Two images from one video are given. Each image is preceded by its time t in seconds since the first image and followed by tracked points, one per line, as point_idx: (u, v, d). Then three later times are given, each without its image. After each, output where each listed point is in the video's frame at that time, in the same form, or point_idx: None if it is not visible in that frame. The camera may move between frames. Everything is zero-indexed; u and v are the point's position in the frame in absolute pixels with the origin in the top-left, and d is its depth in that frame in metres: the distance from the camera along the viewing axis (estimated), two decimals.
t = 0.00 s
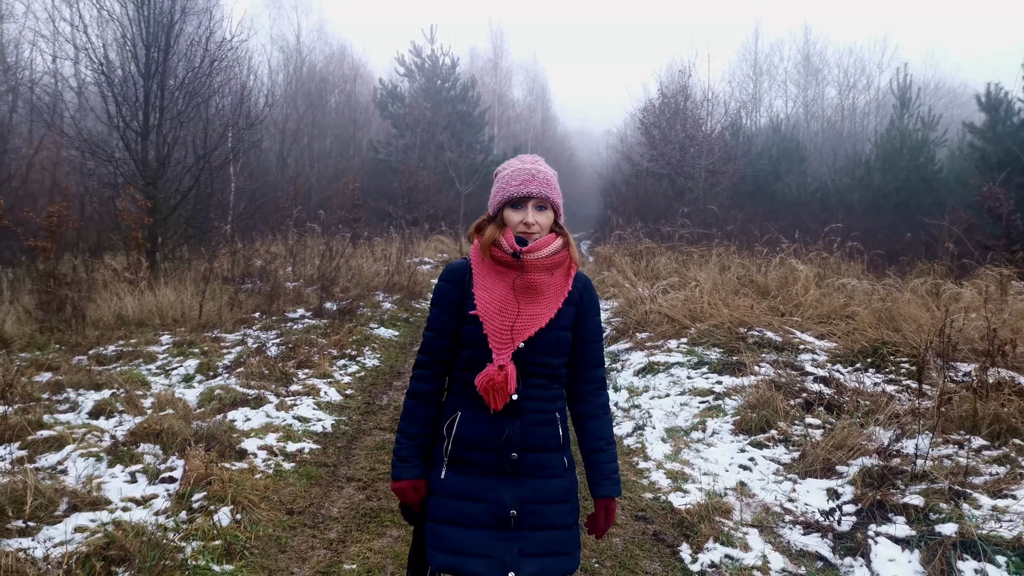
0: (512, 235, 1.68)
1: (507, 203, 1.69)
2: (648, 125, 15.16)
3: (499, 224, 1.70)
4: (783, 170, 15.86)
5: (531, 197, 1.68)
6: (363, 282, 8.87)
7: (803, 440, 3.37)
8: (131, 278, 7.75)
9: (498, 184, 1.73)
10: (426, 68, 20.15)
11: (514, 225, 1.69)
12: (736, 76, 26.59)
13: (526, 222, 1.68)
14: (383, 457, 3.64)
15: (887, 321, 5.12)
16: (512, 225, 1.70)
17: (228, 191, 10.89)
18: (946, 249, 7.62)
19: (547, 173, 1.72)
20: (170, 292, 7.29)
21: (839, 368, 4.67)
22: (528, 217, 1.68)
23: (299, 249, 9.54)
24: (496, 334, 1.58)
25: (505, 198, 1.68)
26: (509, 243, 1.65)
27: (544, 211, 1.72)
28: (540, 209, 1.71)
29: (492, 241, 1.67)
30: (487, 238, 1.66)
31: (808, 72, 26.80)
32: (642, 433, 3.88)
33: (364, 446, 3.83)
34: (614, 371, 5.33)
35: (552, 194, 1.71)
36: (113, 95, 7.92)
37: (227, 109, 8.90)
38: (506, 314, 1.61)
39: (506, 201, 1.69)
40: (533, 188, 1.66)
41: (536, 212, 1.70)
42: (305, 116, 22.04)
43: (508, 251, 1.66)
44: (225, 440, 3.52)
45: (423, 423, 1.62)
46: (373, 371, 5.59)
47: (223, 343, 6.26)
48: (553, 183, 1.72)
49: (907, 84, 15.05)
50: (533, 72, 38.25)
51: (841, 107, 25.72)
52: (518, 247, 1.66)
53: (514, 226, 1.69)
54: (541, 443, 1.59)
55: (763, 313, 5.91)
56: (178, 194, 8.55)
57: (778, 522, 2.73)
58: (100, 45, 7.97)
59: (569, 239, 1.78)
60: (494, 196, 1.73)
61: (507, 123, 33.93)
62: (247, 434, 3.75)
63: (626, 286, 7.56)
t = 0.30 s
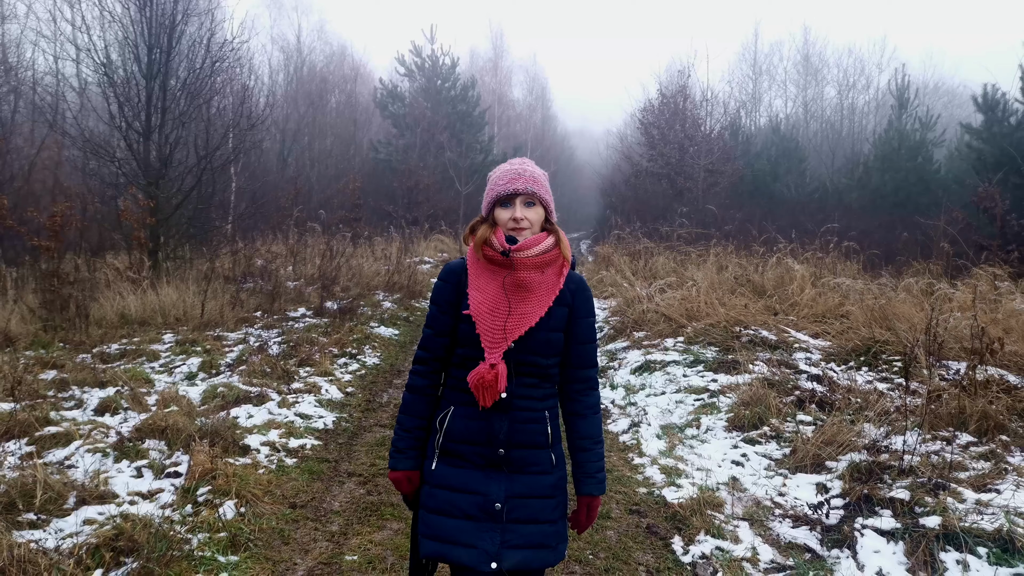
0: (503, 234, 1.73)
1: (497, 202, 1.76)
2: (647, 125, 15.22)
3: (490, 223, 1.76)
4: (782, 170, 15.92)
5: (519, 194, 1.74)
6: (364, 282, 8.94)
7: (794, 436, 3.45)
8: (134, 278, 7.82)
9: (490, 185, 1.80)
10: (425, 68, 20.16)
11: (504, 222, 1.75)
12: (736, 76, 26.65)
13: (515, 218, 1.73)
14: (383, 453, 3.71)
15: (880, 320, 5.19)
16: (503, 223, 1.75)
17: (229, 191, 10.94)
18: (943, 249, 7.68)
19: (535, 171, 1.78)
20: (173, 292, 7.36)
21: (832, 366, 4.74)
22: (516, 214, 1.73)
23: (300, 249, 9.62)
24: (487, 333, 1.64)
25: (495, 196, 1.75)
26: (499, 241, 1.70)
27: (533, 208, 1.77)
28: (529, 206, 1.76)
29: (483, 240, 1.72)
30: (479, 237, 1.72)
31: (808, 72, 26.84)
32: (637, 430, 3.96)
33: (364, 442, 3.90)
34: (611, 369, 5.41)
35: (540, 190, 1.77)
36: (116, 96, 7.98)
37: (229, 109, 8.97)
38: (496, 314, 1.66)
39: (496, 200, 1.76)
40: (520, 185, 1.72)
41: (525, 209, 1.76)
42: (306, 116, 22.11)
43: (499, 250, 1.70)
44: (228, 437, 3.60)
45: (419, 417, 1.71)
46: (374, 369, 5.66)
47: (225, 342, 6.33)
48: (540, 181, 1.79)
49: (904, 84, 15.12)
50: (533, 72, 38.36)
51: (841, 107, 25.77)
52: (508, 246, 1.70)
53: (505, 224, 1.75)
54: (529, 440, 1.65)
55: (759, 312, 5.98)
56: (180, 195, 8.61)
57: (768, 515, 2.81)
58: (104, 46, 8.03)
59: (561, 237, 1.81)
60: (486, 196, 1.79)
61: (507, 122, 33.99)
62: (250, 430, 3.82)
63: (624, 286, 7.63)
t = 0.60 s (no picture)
0: (492, 239, 1.79)
1: (488, 207, 1.82)
2: (647, 126, 15.26)
3: (481, 229, 1.83)
4: (780, 171, 15.97)
5: (509, 198, 1.80)
6: (364, 281, 9.00)
7: (787, 432, 3.52)
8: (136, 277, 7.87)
9: (481, 191, 1.86)
10: (425, 68, 20.15)
11: (494, 227, 1.80)
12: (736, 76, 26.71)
13: (505, 222, 1.79)
14: (383, 449, 3.78)
15: (874, 320, 5.25)
16: (493, 228, 1.81)
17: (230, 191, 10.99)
18: (938, 249, 7.74)
19: (526, 177, 1.83)
20: (174, 291, 7.42)
21: (826, 365, 4.80)
22: (506, 218, 1.79)
23: (301, 249, 9.68)
24: (477, 338, 1.70)
25: (486, 201, 1.81)
26: (488, 247, 1.76)
27: (523, 213, 1.82)
28: (519, 211, 1.82)
29: (473, 246, 1.78)
30: (469, 243, 1.78)
31: (807, 72, 26.90)
32: (633, 426, 4.03)
33: (365, 439, 3.96)
34: (608, 368, 5.47)
35: (530, 195, 1.82)
36: (118, 98, 8.03)
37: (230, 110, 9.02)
38: (486, 320, 1.72)
39: (488, 205, 1.82)
40: (511, 189, 1.78)
41: (515, 213, 1.81)
42: (306, 116, 22.17)
43: (488, 256, 1.76)
44: (231, 433, 3.66)
45: (416, 427, 1.76)
46: (374, 368, 5.73)
47: (226, 340, 6.39)
48: (531, 185, 1.84)
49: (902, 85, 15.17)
50: (532, 71, 38.43)
51: (840, 107, 25.84)
52: (497, 251, 1.75)
53: (495, 228, 1.80)
54: (526, 449, 1.70)
55: (755, 311, 6.04)
56: (181, 196, 8.67)
57: (759, 508, 2.88)
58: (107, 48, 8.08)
59: (552, 242, 1.86)
60: (478, 202, 1.85)
61: (507, 122, 34.05)
62: (252, 427, 3.89)
63: (621, 285, 7.69)
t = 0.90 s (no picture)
0: (492, 238, 1.80)
1: (483, 207, 1.84)
2: (647, 127, 15.33)
3: (478, 229, 1.84)
4: (779, 172, 16.04)
5: (505, 197, 1.82)
6: (364, 281, 9.07)
7: (781, 429, 3.59)
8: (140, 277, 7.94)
9: (474, 193, 1.88)
10: (425, 69, 20.23)
11: (492, 227, 1.82)
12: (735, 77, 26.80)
13: (503, 221, 1.81)
14: (386, 445, 3.85)
15: (869, 319, 5.32)
16: (491, 228, 1.83)
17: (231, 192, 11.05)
18: (934, 249, 7.81)
19: (518, 175, 1.87)
20: (177, 291, 7.49)
21: (821, 363, 4.87)
22: (504, 217, 1.82)
23: (302, 250, 9.75)
24: (487, 338, 1.69)
25: (482, 201, 1.83)
26: (488, 245, 1.77)
27: (519, 211, 1.86)
28: (515, 209, 1.85)
29: (472, 246, 1.79)
30: (467, 244, 1.78)
31: (806, 73, 26.98)
32: (631, 424, 4.10)
33: (367, 435, 4.03)
34: (607, 367, 5.54)
35: (525, 192, 1.85)
36: (122, 100, 8.09)
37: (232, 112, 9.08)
38: (495, 318, 1.72)
39: (483, 206, 1.84)
40: (506, 188, 1.81)
41: (512, 212, 1.84)
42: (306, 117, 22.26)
43: (489, 254, 1.77)
44: (236, 430, 3.73)
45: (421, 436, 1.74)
46: (376, 367, 5.80)
47: (230, 340, 6.47)
48: (524, 183, 1.87)
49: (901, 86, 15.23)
50: (532, 72, 38.53)
51: (839, 108, 25.94)
52: (498, 249, 1.77)
53: (493, 228, 1.83)
54: (539, 450, 1.69)
55: (751, 310, 6.11)
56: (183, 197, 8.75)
57: (753, 502, 2.95)
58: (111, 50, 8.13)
59: (549, 237, 1.90)
60: (471, 203, 1.88)
61: (507, 123, 34.15)
62: (257, 423, 3.96)
63: (620, 285, 7.77)
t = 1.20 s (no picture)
0: (494, 246, 1.83)
1: (484, 215, 1.86)
2: (646, 126, 15.39)
3: (479, 237, 1.86)
4: (778, 171, 16.10)
5: (506, 206, 1.85)
6: (365, 280, 9.14)
7: (775, 425, 3.65)
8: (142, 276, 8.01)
9: (473, 200, 1.90)
10: (425, 68, 20.31)
11: (494, 235, 1.85)
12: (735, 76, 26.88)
13: (504, 231, 1.83)
14: (387, 442, 3.92)
15: (864, 317, 5.39)
16: (492, 236, 1.85)
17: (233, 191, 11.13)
18: (930, 248, 7.88)
19: (518, 182, 1.88)
20: (180, 290, 7.55)
21: (816, 361, 4.94)
22: (505, 226, 1.84)
23: (303, 249, 9.82)
24: (490, 344, 1.72)
25: (482, 210, 1.85)
26: (491, 254, 1.80)
27: (520, 219, 1.88)
28: (516, 217, 1.87)
29: (474, 255, 1.81)
30: (470, 252, 1.80)
31: (806, 72, 27.05)
32: (627, 420, 4.17)
33: (369, 431, 4.11)
34: (605, 365, 5.61)
35: (526, 200, 1.87)
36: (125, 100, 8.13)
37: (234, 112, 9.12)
38: (497, 324, 1.74)
39: (483, 214, 1.86)
40: (506, 197, 1.83)
41: (513, 220, 1.86)
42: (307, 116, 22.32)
43: (492, 263, 1.79)
44: (240, 426, 3.80)
45: (419, 440, 1.75)
46: (376, 364, 5.87)
47: (232, 338, 6.54)
48: (524, 190, 1.89)
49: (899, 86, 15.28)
50: (532, 72, 38.58)
51: (838, 107, 26.01)
52: (501, 257, 1.79)
53: (494, 237, 1.85)
54: (538, 454, 1.71)
55: (748, 309, 6.18)
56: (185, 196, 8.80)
57: (746, 496, 3.02)
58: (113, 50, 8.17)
59: (550, 244, 1.93)
60: (471, 211, 1.89)
61: (507, 122, 34.20)
62: (260, 419, 4.03)
63: (619, 284, 7.83)
